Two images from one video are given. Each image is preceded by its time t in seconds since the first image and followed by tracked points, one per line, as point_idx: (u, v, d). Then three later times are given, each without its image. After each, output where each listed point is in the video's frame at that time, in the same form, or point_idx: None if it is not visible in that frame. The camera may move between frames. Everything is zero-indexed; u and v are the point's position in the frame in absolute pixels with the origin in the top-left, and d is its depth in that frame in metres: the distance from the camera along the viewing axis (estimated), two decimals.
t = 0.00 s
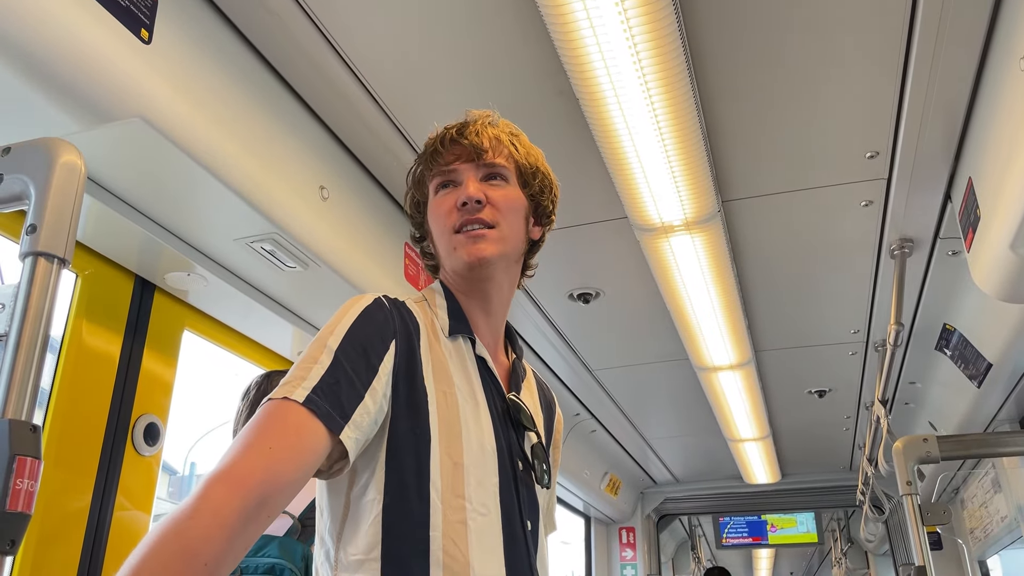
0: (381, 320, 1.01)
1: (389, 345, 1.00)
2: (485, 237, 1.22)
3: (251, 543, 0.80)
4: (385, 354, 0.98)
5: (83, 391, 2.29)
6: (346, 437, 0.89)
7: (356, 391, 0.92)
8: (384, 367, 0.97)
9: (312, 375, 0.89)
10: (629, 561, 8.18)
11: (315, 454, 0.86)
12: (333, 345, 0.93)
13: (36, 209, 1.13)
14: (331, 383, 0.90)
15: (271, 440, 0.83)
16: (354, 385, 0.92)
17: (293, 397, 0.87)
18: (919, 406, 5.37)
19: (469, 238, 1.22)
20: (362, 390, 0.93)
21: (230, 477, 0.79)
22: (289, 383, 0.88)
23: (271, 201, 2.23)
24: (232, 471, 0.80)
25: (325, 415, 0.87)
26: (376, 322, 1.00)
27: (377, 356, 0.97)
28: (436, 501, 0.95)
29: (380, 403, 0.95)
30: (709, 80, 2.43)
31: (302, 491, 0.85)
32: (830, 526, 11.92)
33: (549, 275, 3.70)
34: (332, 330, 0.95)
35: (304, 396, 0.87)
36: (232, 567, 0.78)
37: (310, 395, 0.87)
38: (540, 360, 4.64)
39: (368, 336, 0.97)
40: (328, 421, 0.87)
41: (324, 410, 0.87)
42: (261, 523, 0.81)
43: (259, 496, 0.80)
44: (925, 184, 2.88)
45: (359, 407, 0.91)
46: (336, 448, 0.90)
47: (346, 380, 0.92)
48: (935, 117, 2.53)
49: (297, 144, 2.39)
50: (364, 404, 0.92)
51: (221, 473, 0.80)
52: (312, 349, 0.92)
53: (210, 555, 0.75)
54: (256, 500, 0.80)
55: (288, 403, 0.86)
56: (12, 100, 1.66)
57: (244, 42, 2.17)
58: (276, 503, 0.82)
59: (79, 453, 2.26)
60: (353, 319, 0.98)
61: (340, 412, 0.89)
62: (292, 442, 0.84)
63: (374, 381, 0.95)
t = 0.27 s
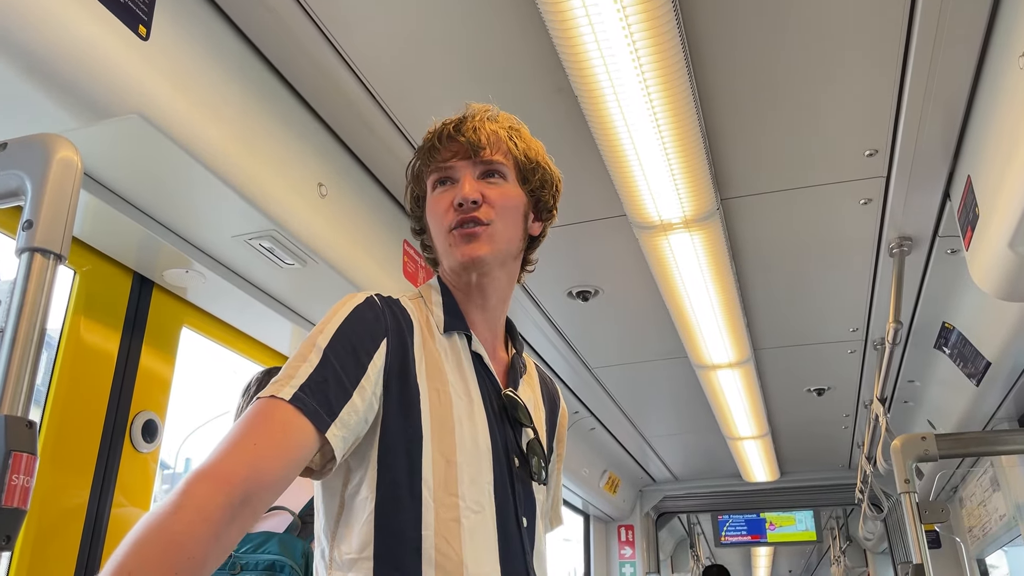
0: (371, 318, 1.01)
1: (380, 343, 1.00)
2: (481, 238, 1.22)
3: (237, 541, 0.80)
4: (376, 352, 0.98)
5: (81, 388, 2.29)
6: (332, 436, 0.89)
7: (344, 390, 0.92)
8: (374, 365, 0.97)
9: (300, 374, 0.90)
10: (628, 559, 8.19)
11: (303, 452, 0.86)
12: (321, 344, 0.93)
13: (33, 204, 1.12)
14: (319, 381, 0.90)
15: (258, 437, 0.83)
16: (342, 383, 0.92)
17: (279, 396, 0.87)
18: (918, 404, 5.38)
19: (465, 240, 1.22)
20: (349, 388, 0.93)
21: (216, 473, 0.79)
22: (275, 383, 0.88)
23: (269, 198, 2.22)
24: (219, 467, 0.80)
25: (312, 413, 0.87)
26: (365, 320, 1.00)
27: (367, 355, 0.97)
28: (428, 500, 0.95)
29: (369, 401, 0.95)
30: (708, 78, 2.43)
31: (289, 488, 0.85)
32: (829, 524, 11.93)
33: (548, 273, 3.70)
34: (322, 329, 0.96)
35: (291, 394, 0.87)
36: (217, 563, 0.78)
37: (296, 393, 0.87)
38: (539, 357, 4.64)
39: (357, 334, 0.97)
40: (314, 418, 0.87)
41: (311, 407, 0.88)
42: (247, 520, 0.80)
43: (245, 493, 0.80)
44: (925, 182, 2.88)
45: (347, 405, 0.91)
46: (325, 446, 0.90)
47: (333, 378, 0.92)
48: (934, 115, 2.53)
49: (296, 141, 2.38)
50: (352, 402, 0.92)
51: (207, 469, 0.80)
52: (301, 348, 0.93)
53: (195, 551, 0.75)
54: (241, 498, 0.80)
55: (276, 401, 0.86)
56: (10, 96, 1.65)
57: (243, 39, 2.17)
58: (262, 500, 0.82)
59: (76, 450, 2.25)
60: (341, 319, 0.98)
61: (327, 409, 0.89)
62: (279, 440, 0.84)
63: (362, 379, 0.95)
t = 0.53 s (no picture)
0: (371, 315, 1.01)
1: (380, 340, 1.00)
2: (480, 234, 1.22)
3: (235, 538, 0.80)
4: (376, 350, 0.98)
5: (80, 385, 2.29)
6: (332, 433, 0.89)
7: (343, 386, 0.92)
8: (374, 362, 0.97)
9: (299, 371, 0.90)
10: (626, 557, 8.20)
11: (302, 450, 0.86)
12: (321, 342, 0.93)
13: (31, 201, 1.12)
14: (318, 378, 0.90)
15: (257, 434, 0.83)
16: (341, 380, 0.92)
17: (277, 394, 0.87)
18: (917, 403, 5.38)
19: (465, 235, 1.21)
20: (349, 385, 0.92)
21: (214, 469, 0.79)
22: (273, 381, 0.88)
23: (269, 195, 2.22)
24: (217, 464, 0.80)
25: (312, 410, 0.87)
26: (365, 317, 1.00)
27: (367, 351, 0.97)
28: (430, 497, 0.95)
29: (370, 398, 0.95)
30: (708, 76, 2.42)
31: (287, 487, 0.85)
32: (828, 522, 11.95)
33: (547, 271, 3.70)
34: (322, 327, 0.96)
35: (289, 391, 0.87)
36: (213, 561, 0.78)
37: (295, 391, 0.87)
38: (538, 356, 4.64)
39: (357, 331, 0.97)
40: (313, 415, 0.87)
41: (310, 404, 0.88)
42: (244, 518, 0.80)
43: (243, 489, 0.80)
44: (924, 180, 2.88)
45: (347, 402, 0.91)
46: (324, 443, 0.90)
47: (333, 375, 0.91)
48: (934, 113, 2.52)
49: (295, 138, 2.38)
50: (351, 399, 0.92)
51: (206, 465, 0.79)
52: (301, 345, 0.93)
53: (191, 547, 0.75)
54: (239, 494, 0.80)
55: (276, 399, 0.86)
56: (9, 93, 1.65)
57: (242, 36, 2.16)
58: (259, 498, 0.82)
59: (75, 447, 2.25)
60: (343, 315, 0.98)
61: (326, 406, 0.89)
62: (278, 438, 0.84)
63: (363, 376, 0.95)
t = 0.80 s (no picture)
0: (371, 314, 1.01)
1: (380, 339, 1.00)
2: (479, 234, 1.22)
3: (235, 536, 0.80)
4: (376, 349, 0.98)
5: (80, 382, 2.29)
6: (331, 432, 0.89)
7: (343, 385, 0.92)
8: (374, 361, 0.97)
9: (298, 370, 0.90)
10: (626, 555, 8.21)
11: (301, 448, 0.86)
12: (321, 340, 0.93)
13: (31, 199, 1.12)
14: (317, 377, 0.90)
15: (256, 433, 0.83)
16: (340, 379, 0.92)
17: (276, 394, 0.87)
18: (917, 401, 5.39)
19: (463, 236, 1.21)
20: (349, 384, 0.92)
21: (214, 468, 0.80)
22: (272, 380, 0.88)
23: (269, 193, 2.22)
24: (216, 463, 0.80)
25: (311, 409, 0.87)
26: (365, 315, 1.00)
27: (367, 351, 0.97)
28: (432, 496, 0.95)
29: (370, 396, 0.95)
30: (708, 74, 2.42)
31: (287, 484, 0.85)
32: (828, 521, 11.97)
33: (548, 269, 3.70)
34: (322, 325, 0.96)
35: (288, 391, 0.87)
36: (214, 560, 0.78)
37: (294, 390, 0.87)
38: (538, 354, 4.64)
39: (357, 329, 0.97)
40: (313, 415, 0.87)
41: (310, 403, 0.88)
42: (244, 517, 0.81)
43: (242, 487, 0.80)
44: (924, 178, 2.88)
45: (346, 401, 0.91)
46: (322, 443, 0.90)
47: (332, 374, 0.91)
48: (934, 111, 2.52)
49: (295, 136, 2.38)
50: (351, 398, 0.92)
51: (205, 464, 0.80)
52: (301, 343, 0.93)
53: (192, 545, 0.75)
54: (238, 492, 0.80)
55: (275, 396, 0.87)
56: (9, 91, 1.65)
57: (242, 34, 2.16)
58: (259, 496, 0.82)
59: (75, 444, 2.26)
60: (343, 313, 0.98)
61: (326, 405, 0.89)
62: (277, 436, 0.84)
63: (363, 375, 0.95)
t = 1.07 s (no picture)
0: (373, 313, 1.01)
1: (382, 339, 0.99)
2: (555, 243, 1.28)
3: (234, 536, 0.81)
4: (377, 348, 0.98)
5: (80, 379, 2.29)
6: (331, 434, 0.89)
7: (343, 386, 0.92)
8: (375, 361, 0.97)
9: (298, 372, 0.90)
10: (626, 552, 8.22)
11: (301, 447, 0.87)
12: (321, 341, 0.94)
13: (31, 194, 1.11)
14: (317, 378, 0.90)
15: (255, 433, 0.84)
16: (340, 380, 0.92)
17: (275, 396, 0.87)
18: (916, 399, 5.39)
19: (547, 240, 1.26)
20: (349, 385, 0.92)
21: (213, 469, 0.80)
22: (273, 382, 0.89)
23: (268, 190, 2.22)
24: (213, 464, 0.80)
25: (310, 412, 0.88)
26: (367, 315, 1.00)
27: (368, 350, 0.97)
28: (435, 494, 0.95)
29: (370, 397, 0.95)
30: (709, 71, 2.42)
31: (286, 483, 0.86)
32: (827, 518, 11.99)
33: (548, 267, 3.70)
34: (322, 325, 0.95)
35: (288, 393, 0.88)
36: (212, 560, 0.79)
37: (294, 392, 0.88)
38: (538, 352, 4.64)
39: (358, 329, 0.97)
40: (312, 417, 0.88)
41: (308, 405, 0.88)
42: (243, 516, 0.81)
43: (241, 488, 0.81)
44: (924, 176, 2.87)
45: (345, 402, 0.91)
46: (322, 444, 0.90)
47: (332, 375, 0.91)
48: (935, 109, 2.52)
49: (295, 132, 2.37)
50: (351, 399, 0.92)
51: (203, 465, 0.80)
52: (301, 344, 0.93)
53: (189, 546, 0.76)
54: (237, 492, 0.81)
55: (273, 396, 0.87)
56: (7, 86, 1.64)
57: (241, 30, 2.16)
58: (258, 496, 0.83)
59: (75, 441, 2.25)
60: (344, 313, 0.98)
61: (325, 408, 0.89)
62: (276, 436, 0.85)
63: (363, 376, 0.94)
